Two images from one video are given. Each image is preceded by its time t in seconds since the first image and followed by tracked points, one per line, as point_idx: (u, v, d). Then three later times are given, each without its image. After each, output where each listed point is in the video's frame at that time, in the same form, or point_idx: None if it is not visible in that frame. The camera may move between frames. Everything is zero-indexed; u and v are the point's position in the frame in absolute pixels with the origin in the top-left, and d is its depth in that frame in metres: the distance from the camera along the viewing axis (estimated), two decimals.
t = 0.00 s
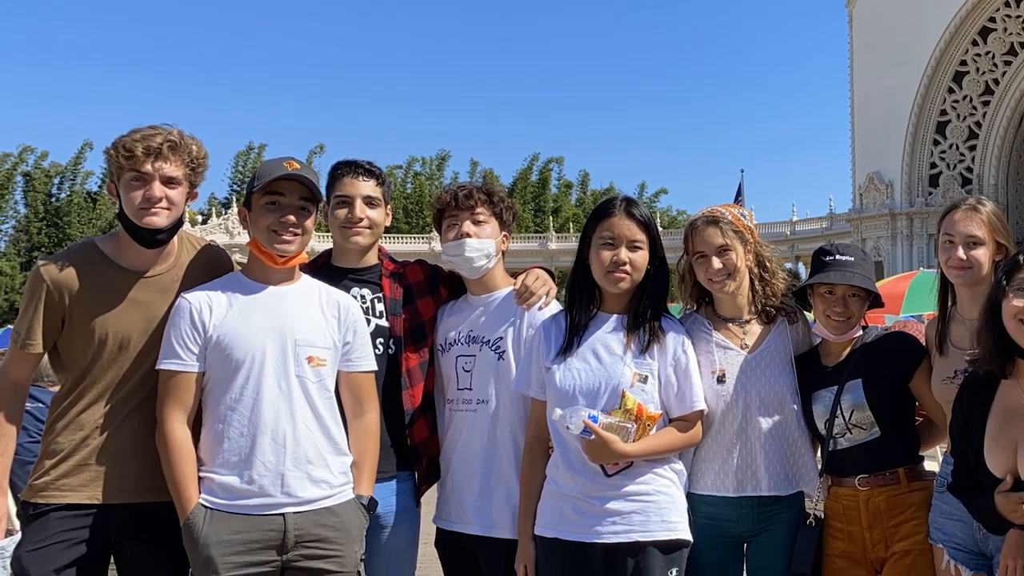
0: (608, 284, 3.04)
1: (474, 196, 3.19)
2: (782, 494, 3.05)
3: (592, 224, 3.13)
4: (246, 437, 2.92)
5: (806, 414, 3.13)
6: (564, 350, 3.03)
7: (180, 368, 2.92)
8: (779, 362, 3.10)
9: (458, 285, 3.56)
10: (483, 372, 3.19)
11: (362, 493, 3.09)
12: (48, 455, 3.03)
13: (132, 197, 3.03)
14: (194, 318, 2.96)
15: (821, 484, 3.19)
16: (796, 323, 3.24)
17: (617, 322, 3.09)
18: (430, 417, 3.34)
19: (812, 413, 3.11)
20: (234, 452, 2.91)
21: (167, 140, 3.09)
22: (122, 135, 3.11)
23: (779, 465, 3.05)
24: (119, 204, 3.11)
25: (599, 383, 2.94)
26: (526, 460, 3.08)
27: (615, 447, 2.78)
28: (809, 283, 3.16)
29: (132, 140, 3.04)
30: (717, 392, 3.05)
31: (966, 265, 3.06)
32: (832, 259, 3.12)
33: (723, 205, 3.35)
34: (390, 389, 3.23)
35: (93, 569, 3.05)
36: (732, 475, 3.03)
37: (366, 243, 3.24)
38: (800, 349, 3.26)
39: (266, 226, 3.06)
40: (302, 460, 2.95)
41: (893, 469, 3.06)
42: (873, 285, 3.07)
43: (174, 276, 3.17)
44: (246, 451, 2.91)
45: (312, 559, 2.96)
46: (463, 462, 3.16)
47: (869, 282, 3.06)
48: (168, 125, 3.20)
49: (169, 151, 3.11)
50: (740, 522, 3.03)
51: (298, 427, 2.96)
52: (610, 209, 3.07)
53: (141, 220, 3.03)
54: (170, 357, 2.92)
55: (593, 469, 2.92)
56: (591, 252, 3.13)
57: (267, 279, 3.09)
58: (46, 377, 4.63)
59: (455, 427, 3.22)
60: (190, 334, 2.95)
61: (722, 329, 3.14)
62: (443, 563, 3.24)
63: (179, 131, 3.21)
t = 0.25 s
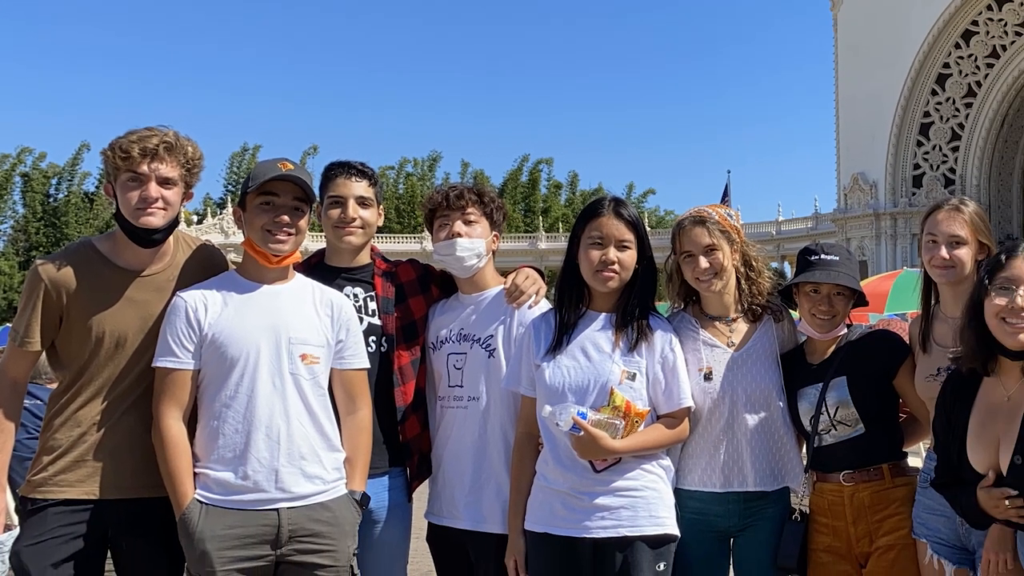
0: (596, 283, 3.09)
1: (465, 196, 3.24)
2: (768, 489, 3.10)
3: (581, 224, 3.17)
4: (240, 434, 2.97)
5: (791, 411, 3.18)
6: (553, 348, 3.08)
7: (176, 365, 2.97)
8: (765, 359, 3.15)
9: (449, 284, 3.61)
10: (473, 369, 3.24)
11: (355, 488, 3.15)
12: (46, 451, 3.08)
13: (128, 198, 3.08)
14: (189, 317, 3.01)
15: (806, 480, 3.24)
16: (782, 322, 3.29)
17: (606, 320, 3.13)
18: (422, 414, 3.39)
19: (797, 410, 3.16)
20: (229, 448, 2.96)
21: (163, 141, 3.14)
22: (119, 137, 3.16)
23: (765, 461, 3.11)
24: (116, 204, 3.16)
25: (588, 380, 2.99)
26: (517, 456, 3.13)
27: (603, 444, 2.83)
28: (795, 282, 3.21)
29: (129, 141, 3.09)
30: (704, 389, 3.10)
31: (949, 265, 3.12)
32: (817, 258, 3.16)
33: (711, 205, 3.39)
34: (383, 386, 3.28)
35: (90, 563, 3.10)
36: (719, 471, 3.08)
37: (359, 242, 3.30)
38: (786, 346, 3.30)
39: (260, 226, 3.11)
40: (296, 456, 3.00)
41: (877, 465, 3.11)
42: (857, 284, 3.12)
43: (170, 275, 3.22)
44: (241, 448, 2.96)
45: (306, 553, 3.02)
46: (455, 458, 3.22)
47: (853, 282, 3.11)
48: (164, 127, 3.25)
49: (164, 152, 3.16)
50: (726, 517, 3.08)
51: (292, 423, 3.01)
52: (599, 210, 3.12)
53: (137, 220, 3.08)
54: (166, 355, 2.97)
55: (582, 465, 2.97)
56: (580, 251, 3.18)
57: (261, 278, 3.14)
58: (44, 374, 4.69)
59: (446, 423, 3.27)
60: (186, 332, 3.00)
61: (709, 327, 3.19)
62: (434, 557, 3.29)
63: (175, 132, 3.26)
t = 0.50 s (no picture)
0: (585, 282, 3.14)
1: (456, 197, 3.29)
2: (754, 485, 3.15)
3: (570, 224, 3.23)
4: (235, 430, 3.02)
5: (777, 408, 3.23)
6: (543, 346, 3.13)
7: (172, 363, 3.02)
8: (750, 357, 3.20)
9: (440, 283, 3.67)
10: (464, 367, 3.29)
11: (348, 484, 3.20)
12: (45, 447, 3.14)
13: (125, 198, 3.14)
14: (185, 315, 3.06)
15: (792, 476, 3.29)
16: (768, 320, 3.35)
17: (594, 318, 3.18)
18: (413, 411, 3.45)
19: (782, 407, 3.22)
20: (224, 444, 3.01)
21: (159, 142, 3.19)
22: (116, 138, 3.21)
23: (750, 457, 3.16)
24: (112, 205, 3.22)
25: (577, 377, 3.04)
26: (507, 453, 3.18)
27: (592, 440, 2.88)
28: (781, 281, 3.27)
29: (125, 143, 3.14)
30: (691, 386, 3.15)
31: (932, 264, 3.17)
32: (802, 257, 3.22)
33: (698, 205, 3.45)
34: (375, 384, 3.34)
35: (87, 558, 3.15)
36: (706, 467, 3.14)
37: (351, 242, 3.35)
38: (772, 344, 3.36)
39: (254, 226, 3.16)
40: (290, 452, 3.05)
41: (862, 461, 3.17)
42: (841, 283, 3.18)
43: (166, 274, 3.27)
44: (236, 444, 3.01)
45: (300, 548, 3.07)
46: (446, 454, 3.27)
47: (838, 280, 3.16)
48: (160, 128, 3.30)
49: (161, 153, 3.21)
50: (713, 512, 3.13)
51: (286, 420, 3.06)
52: (588, 210, 3.17)
53: (134, 220, 3.13)
54: (162, 352, 3.02)
55: (572, 461, 3.03)
56: (570, 250, 3.22)
57: (256, 276, 3.19)
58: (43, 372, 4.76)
59: (437, 420, 3.33)
60: (181, 330, 3.05)
61: (696, 326, 3.25)
62: (426, 552, 3.34)
63: (171, 134, 3.31)
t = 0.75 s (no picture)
0: (574, 281, 3.19)
1: (447, 197, 3.35)
2: (740, 480, 3.21)
3: (560, 224, 3.28)
4: (230, 426, 3.07)
5: (762, 405, 3.29)
6: (532, 344, 3.18)
7: (168, 360, 3.07)
8: (736, 354, 3.26)
9: (431, 282, 3.73)
10: (455, 364, 3.35)
11: (341, 479, 3.26)
12: (42, 443, 3.19)
13: (122, 199, 3.19)
14: (180, 313, 3.11)
15: (777, 472, 3.35)
16: (753, 318, 3.41)
17: (583, 317, 3.24)
18: (405, 408, 3.51)
19: (768, 404, 3.27)
20: (219, 440, 3.07)
21: (155, 144, 3.25)
22: (112, 140, 3.26)
23: (736, 453, 3.22)
24: (109, 205, 3.27)
25: (566, 374, 3.09)
26: (497, 449, 3.24)
27: (581, 436, 2.93)
28: (766, 280, 3.32)
29: (122, 144, 3.19)
30: (678, 383, 3.21)
31: (915, 263, 3.23)
32: (788, 257, 3.27)
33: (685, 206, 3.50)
34: (367, 381, 3.39)
35: (85, 552, 3.21)
36: (692, 462, 3.19)
37: (344, 242, 3.41)
38: (758, 342, 3.42)
39: (249, 225, 3.21)
40: (284, 448, 3.11)
41: (846, 456, 3.22)
42: (826, 282, 3.23)
43: (162, 273, 3.33)
44: (230, 440, 3.06)
45: (293, 542, 3.12)
46: (437, 450, 3.33)
47: (822, 279, 3.22)
48: (155, 130, 3.35)
49: (156, 154, 3.26)
50: (699, 507, 3.19)
51: (280, 417, 3.12)
52: (576, 210, 3.22)
53: (130, 220, 3.19)
54: (158, 350, 3.07)
55: (560, 457, 3.08)
56: (559, 250, 3.27)
57: (250, 276, 3.25)
58: (40, 369, 4.83)
59: (429, 417, 3.38)
60: (177, 328, 3.10)
61: (683, 324, 3.30)
62: (418, 546, 3.40)
63: (167, 135, 3.36)
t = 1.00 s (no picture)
0: (563, 280, 3.25)
1: (438, 198, 3.41)
2: (726, 476, 3.27)
3: (549, 223, 3.33)
4: (224, 423, 3.13)
5: (748, 402, 3.35)
6: (522, 341, 3.24)
7: (163, 358, 3.12)
8: (722, 352, 3.32)
9: (422, 281, 3.79)
10: (446, 361, 3.40)
11: (334, 475, 3.31)
12: (40, 440, 3.24)
13: (118, 199, 3.24)
14: (176, 312, 3.17)
15: (762, 467, 3.40)
16: (739, 317, 3.47)
17: (571, 315, 3.29)
18: (396, 404, 3.57)
19: (753, 401, 3.33)
20: (214, 436, 3.12)
21: (151, 145, 3.30)
22: (109, 141, 3.32)
23: (722, 449, 3.27)
24: (106, 205, 3.32)
25: (555, 371, 3.14)
26: (487, 445, 3.29)
27: (569, 433, 2.98)
28: (752, 279, 3.38)
29: (118, 145, 3.25)
30: (665, 380, 3.26)
31: (898, 263, 3.29)
32: (772, 256, 3.33)
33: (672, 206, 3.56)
34: (360, 378, 3.45)
35: (81, 546, 3.27)
36: (679, 458, 3.25)
37: (337, 242, 3.47)
38: (743, 340, 3.48)
39: (243, 225, 3.27)
40: (277, 444, 3.16)
41: (830, 452, 3.28)
42: (810, 281, 3.29)
43: (158, 272, 3.39)
44: (225, 436, 3.12)
45: (287, 536, 3.18)
46: (429, 446, 3.39)
47: (806, 278, 3.27)
48: (151, 131, 3.41)
49: (152, 155, 3.32)
50: (686, 502, 3.24)
51: (274, 413, 3.17)
52: (565, 210, 3.28)
53: (127, 219, 3.24)
54: (154, 347, 3.12)
55: (549, 452, 3.14)
56: (548, 249, 3.33)
57: (245, 275, 3.30)
58: (37, 367, 4.89)
59: (420, 413, 3.44)
60: (172, 326, 3.15)
61: (670, 322, 3.36)
62: (410, 541, 3.46)
63: (162, 136, 3.42)
